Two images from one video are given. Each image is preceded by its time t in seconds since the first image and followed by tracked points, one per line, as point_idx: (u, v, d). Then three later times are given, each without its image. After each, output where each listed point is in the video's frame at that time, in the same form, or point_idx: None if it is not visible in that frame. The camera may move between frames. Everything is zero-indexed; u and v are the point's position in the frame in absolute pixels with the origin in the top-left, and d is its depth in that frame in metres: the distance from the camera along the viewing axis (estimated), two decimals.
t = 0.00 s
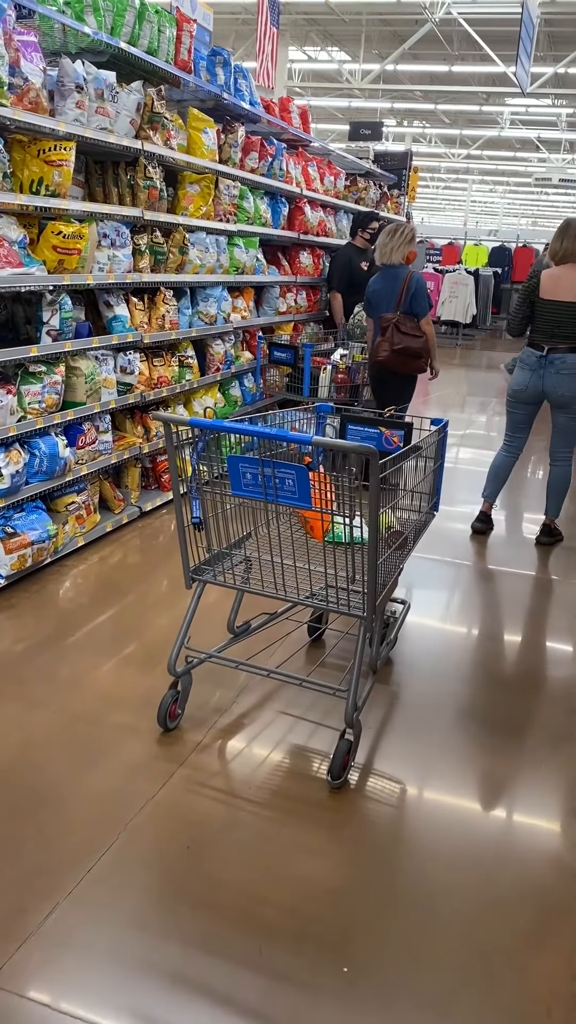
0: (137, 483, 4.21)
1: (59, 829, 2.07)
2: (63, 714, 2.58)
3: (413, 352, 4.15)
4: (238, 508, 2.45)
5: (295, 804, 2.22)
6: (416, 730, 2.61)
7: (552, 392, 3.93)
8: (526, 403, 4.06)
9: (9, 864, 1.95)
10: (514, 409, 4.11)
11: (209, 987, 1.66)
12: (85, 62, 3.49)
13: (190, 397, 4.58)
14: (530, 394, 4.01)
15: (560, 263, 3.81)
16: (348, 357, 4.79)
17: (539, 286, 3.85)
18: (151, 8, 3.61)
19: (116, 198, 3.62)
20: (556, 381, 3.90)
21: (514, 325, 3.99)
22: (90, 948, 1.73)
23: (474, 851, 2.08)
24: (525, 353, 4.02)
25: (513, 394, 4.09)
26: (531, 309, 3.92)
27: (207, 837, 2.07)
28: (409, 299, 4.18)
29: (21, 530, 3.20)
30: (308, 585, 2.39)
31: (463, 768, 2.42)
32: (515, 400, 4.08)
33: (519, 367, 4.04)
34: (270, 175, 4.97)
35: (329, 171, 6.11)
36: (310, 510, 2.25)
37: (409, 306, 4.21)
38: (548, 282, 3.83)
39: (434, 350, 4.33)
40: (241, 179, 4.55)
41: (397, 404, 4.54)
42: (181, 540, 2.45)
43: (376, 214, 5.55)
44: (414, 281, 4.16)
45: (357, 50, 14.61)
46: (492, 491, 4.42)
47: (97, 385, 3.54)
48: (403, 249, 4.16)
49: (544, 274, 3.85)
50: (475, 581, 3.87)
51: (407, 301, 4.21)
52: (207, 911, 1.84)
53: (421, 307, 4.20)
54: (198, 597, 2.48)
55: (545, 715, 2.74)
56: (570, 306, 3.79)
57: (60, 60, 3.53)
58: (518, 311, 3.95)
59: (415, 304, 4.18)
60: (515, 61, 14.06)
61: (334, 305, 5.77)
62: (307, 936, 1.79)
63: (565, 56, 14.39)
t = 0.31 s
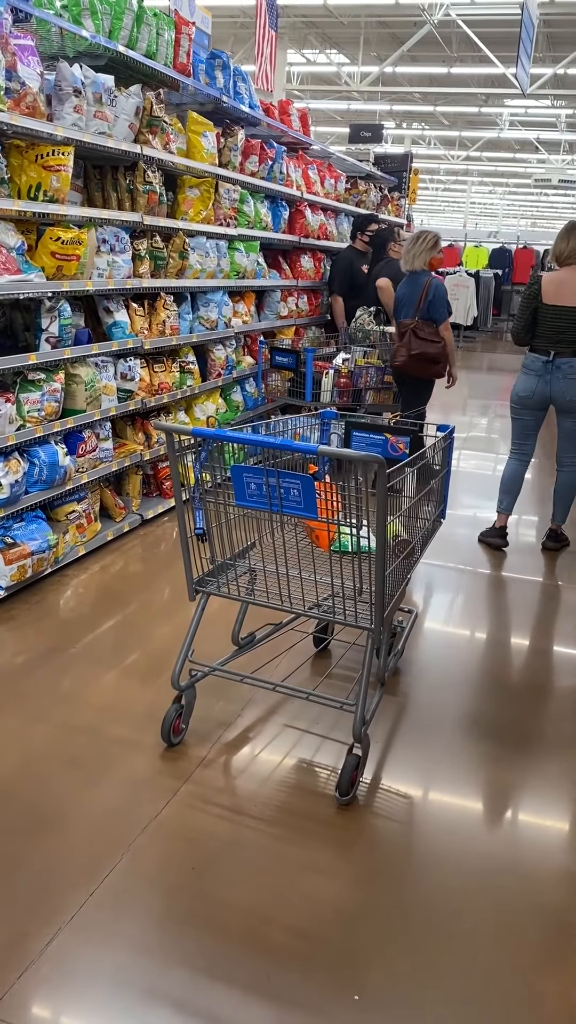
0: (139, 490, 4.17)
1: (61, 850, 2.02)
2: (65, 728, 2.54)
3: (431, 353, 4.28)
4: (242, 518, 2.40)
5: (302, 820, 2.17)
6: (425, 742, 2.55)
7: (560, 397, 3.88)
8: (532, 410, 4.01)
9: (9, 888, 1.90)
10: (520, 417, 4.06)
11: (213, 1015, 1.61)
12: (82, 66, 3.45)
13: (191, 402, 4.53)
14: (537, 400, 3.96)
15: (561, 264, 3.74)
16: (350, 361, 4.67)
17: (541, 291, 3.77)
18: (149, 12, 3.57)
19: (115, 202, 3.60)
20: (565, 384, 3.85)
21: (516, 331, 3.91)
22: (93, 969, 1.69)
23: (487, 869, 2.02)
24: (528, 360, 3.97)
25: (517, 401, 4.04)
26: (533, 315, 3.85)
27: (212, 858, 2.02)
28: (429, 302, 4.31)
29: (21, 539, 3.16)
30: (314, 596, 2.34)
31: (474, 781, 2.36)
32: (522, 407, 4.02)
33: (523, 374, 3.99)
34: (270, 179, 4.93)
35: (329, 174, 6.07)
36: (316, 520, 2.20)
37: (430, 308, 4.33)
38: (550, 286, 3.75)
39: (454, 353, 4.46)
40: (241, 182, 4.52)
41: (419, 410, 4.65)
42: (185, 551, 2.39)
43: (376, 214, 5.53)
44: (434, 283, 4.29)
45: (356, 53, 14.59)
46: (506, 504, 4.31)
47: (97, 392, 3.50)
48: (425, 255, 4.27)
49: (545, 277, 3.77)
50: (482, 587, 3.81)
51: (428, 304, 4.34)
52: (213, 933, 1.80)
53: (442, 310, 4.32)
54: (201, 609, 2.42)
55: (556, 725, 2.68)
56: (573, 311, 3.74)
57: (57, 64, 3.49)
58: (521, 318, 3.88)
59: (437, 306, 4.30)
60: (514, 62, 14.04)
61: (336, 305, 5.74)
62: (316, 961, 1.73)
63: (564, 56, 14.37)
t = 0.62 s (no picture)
0: (135, 494, 4.17)
1: (57, 857, 2.01)
2: (62, 734, 2.53)
3: (430, 353, 4.44)
4: (237, 522, 2.40)
5: (300, 824, 2.17)
6: (421, 745, 2.55)
7: (548, 397, 3.88)
8: (520, 411, 3.99)
9: (6, 896, 1.89)
10: (508, 418, 4.02)
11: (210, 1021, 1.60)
12: (75, 72, 3.45)
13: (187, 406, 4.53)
14: (525, 400, 3.94)
15: (539, 265, 3.80)
16: (345, 364, 4.60)
17: (520, 290, 3.82)
18: (142, 16, 3.57)
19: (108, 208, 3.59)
20: (550, 383, 3.86)
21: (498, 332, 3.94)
22: (91, 977, 1.69)
23: (484, 873, 2.01)
24: (513, 360, 3.96)
25: (501, 401, 4.02)
26: (514, 315, 3.87)
27: (209, 863, 2.01)
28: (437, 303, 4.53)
29: (17, 544, 3.16)
30: (309, 600, 2.33)
31: (471, 783, 2.36)
32: (510, 408, 3.99)
33: (508, 374, 3.97)
34: (264, 182, 4.94)
35: (324, 178, 6.08)
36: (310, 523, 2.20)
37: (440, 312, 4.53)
38: (529, 285, 3.80)
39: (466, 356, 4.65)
40: (235, 186, 4.53)
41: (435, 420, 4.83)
42: (180, 556, 2.39)
43: (369, 220, 5.64)
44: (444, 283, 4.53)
45: (351, 56, 14.62)
46: (502, 509, 4.25)
47: (93, 396, 3.50)
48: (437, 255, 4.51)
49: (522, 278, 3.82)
50: (478, 588, 3.82)
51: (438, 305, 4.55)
52: (210, 939, 1.79)
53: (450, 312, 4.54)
54: (197, 613, 2.42)
55: (553, 726, 2.68)
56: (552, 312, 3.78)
57: (50, 70, 3.49)
58: (501, 318, 3.90)
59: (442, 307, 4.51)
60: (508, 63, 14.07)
61: (331, 309, 5.77)
62: (313, 967, 1.73)
63: (558, 57, 14.40)
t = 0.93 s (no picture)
0: (127, 498, 4.18)
1: (49, 858, 2.03)
2: (54, 737, 2.54)
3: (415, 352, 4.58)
4: (225, 523, 2.42)
5: (290, 823, 2.18)
6: (411, 743, 2.56)
7: (523, 397, 3.90)
8: (497, 410, 4.01)
9: None
10: (485, 418, 4.06)
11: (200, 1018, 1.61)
12: (61, 78, 3.47)
13: (179, 409, 4.55)
14: (500, 400, 3.98)
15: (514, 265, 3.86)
16: (336, 368, 4.62)
17: (495, 289, 3.87)
18: (128, 22, 3.59)
19: (96, 213, 3.62)
20: (526, 383, 3.88)
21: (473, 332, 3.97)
22: (82, 977, 1.70)
23: (473, 868, 2.03)
24: (489, 361, 3.99)
25: (479, 401, 4.05)
26: (489, 315, 3.91)
27: (199, 862, 2.03)
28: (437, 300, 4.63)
29: (8, 548, 3.17)
30: (298, 600, 2.35)
31: (460, 780, 2.38)
32: (486, 408, 4.03)
33: (485, 374, 4.00)
34: (253, 185, 4.96)
35: (313, 181, 6.10)
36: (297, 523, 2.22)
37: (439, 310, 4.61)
38: (504, 284, 3.85)
39: (458, 358, 4.70)
40: (223, 190, 4.55)
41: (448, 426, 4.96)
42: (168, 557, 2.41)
43: (356, 222, 5.71)
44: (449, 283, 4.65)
45: (341, 59, 14.67)
46: (490, 508, 4.27)
47: (83, 400, 3.51)
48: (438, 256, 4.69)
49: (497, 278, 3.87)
50: (469, 588, 3.83)
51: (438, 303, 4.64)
52: (201, 938, 1.80)
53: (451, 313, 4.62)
54: (186, 615, 2.44)
55: (541, 723, 2.70)
56: (526, 310, 3.82)
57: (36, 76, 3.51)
58: (477, 318, 3.94)
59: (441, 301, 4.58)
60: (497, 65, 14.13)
61: (322, 312, 5.81)
62: (302, 964, 1.74)
63: (547, 58, 14.46)
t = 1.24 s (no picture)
0: (120, 501, 4.18)
1: (42, 860, 2.02)
2: (47, 740, 2.53)
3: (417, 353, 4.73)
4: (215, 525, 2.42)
5: (283, 823, 2.18)
6: (403, 742, 2.56)
7: (507, 396, 3.91)
8: (482, 411, 4.01)
9: None
10: (471, 418, 4.04)
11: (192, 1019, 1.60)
12: (48, 81, 3.47)
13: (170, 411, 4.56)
14: (485, 399, 3.97)
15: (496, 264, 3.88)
16: (328, 367, 4.62)
17: (478, 289, 3.89)
18: (114, 26, 3.59)
19: (85, 216, 3.63)
20: (510, 383, 3.88)
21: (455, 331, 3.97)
22: (75, 980, 1.69)
23: (466, 865, 2.03)
24: (473, 361, 3.98)
25: (465, 401, 4.04)
26: (471, 313, 3.92)
27: (192, 862, 2.03)
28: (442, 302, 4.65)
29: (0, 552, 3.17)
30: (289, 600, 2.35)
31: (453, 779, 2.38)
32: (471, 408, 4.01)
33: (470, 374, 4.00)
34: (243, 188, 4.97)
35: (303, 182, 6.11)
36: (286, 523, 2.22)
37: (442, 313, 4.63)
38: (486, 284, 3.87)
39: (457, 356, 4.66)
40: (213, 192, 4.56)
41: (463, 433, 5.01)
42: (159, 559, 2.41)
43: (345, 223, 5.74)
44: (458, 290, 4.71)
45: (331, 61, 14.70)
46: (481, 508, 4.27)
47: (73, 403, 3.51)
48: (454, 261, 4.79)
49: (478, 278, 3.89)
50: (463, 587, 3.83)
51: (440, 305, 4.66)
52: (193, 937, 1.80)
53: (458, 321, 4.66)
54: (177, 616, 2.43)
55: (535, 721, 2.71)
56: (510, 310, 3.84)
57: (24, 80, 3.51)
58: (459, 316, 3.93)
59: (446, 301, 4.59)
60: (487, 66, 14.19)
61: (314, 313, 5.85)
62: (295, 962, 1.74)
63: (536, 58, 14.50)
